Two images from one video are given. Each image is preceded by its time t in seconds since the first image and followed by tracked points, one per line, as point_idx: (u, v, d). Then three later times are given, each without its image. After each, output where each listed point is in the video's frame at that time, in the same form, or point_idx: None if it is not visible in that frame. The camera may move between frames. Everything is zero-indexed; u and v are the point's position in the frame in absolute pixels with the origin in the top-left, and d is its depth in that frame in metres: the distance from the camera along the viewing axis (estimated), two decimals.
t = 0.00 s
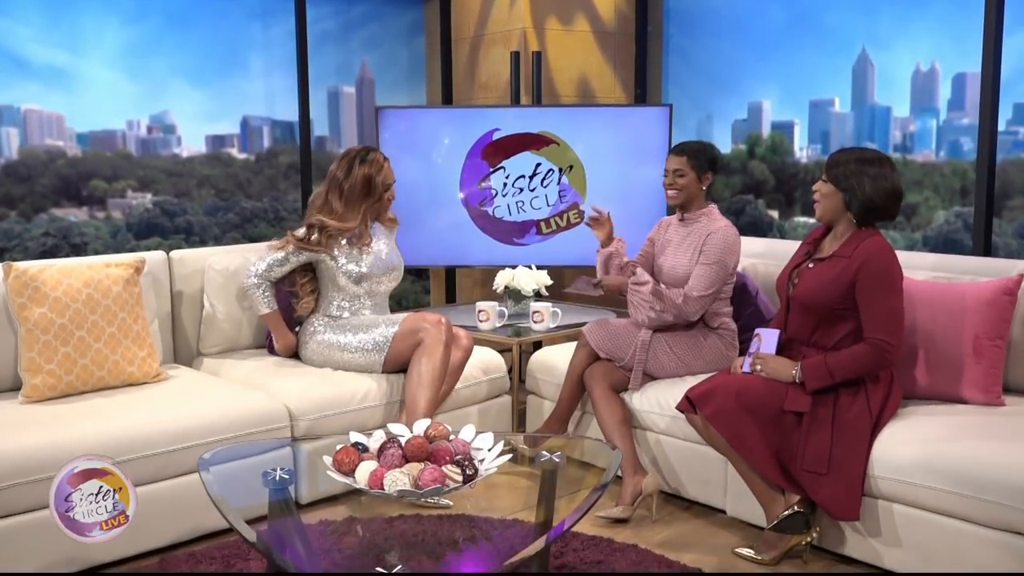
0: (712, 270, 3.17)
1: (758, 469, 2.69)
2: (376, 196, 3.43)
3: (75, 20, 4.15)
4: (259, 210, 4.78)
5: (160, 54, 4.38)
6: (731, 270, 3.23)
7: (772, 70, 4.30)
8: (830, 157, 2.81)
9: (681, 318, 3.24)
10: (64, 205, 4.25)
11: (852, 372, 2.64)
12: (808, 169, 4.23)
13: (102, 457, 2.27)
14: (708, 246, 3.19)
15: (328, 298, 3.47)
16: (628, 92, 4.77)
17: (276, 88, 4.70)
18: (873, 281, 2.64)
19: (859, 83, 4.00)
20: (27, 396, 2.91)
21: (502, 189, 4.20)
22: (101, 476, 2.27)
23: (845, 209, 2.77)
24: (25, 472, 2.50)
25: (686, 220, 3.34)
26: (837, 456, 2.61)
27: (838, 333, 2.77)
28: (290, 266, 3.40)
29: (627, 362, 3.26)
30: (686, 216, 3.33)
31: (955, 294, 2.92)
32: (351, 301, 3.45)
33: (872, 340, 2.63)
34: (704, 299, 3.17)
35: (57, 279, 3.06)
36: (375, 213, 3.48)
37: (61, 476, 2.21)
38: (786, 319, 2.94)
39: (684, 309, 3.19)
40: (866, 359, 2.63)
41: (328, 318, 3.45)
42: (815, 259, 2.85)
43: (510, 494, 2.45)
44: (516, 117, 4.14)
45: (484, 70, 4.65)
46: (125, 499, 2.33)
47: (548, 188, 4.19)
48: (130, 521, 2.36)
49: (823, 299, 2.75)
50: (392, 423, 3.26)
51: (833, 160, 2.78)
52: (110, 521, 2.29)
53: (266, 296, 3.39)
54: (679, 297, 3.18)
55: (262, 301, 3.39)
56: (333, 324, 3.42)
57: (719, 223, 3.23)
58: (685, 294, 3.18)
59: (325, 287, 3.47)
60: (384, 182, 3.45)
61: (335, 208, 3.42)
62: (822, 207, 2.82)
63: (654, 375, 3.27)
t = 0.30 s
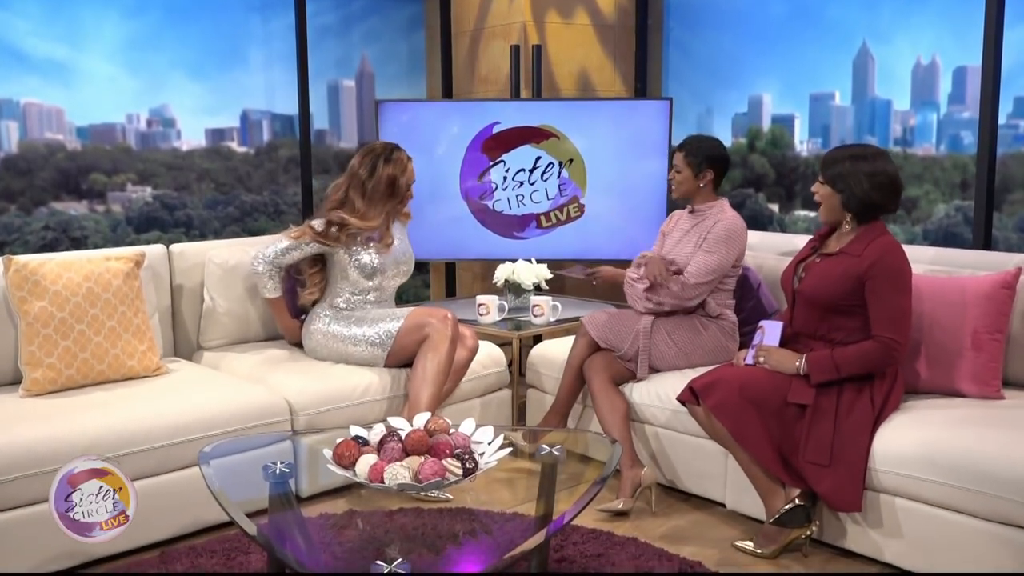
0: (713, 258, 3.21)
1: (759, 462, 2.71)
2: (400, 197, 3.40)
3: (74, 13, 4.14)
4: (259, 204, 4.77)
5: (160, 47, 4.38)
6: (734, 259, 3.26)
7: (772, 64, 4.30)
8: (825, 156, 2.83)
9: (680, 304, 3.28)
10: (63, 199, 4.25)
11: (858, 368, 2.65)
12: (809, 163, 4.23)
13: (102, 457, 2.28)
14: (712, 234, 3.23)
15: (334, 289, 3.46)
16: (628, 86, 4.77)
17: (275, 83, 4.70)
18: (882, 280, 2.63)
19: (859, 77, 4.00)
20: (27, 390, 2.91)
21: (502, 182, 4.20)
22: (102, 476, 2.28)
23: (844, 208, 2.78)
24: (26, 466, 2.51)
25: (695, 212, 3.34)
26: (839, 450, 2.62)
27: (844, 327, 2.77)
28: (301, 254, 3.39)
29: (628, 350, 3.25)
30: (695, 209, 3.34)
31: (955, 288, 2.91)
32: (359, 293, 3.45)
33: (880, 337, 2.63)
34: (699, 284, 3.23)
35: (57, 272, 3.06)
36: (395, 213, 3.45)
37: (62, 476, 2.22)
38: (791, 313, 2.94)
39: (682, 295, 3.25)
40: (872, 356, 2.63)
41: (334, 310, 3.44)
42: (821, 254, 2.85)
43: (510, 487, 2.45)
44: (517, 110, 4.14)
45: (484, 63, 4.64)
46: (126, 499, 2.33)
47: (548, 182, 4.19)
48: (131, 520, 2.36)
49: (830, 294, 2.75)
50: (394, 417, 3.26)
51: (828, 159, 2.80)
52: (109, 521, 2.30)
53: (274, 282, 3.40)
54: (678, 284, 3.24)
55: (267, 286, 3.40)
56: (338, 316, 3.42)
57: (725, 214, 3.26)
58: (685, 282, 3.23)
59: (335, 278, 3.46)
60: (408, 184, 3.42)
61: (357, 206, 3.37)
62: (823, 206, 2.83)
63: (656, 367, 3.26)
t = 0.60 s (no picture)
0: (721, 260, 3.19)
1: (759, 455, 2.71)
2: (406, 194, 3.40)
3: (73, 7, 4.13)
4: (259, 198, 4.77)
5: (159, 42, 4.37)
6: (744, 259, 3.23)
7: (773, 59, 4.29)
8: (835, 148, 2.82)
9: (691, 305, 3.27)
10: (63, 194, 4.24)
11: (857, 361, 2.66)
12: (810, 158, 4.23)
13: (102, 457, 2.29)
14: (719, 237, 3.21)
15: (338, 282, 3.47)
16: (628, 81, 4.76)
17: (275, 77, 4.69)
18: (882, 273, 2.63)
19: (859, 72, 4.00)
20: (27, 385, 2.91)
21: (502, 177, 4.19)
22: (101, 477, 2.29)
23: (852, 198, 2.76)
24: (27, 461, 2.51)
25: (700, 212, 3.32)
26: (838, 443, 2.62)
27: (841, 319, 2.77)
28: (306, 249, 3.39)
29: (628, 341, 3.24)
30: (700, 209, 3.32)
31: (956, 283, 2.91)
32: (364, 285, 3.45)
33: (880, 330, 2.64)
34: (707, 287, 3.19)
35: (57, 267, 3.06)
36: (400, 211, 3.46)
37: (62, 476, 2.22)
38: (788, 307, 2.95)
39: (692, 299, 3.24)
40: (872, 349, 2.64)
41: (340, 302, 3.44)
42: (819, 247, 2.85)
43: (510, 482, 2.45)
44: (517, 105, 4.13)
45: (484, 58, 4.63)
46: (126, 499, 2.33)
47: (548, 177, 4.18)
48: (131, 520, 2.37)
49: (829, 288, 2.75)
50: (395, 412, 3.27)
51: (840, 149, 2.79)
52: (110, 521, 2.30)
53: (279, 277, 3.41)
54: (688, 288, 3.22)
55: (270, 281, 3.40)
56: (344, 309, 3.41)
57: (731, 213, 3.24)
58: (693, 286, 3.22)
59: (341, 271, 3.46)
60: (413, 181, 3.42)
61: (362, 204, 3.38)
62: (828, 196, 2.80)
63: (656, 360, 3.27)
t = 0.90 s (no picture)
0: (716, 262, 3.18)
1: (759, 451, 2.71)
2: (389, 180, 3.41)
3: (73, 2, 4.13)
4: (258, 194, 4.78)
5: (159, 37, 4.37)
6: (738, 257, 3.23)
7: (773, 54, 4.29)
8: (837, 140, 2.77)
9: (689, 309, 3.25)
10: (62, 189, 4.23)
11: (856, 354, 2.66)
12: (810, 154, 4.23)
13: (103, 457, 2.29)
14: (712, 237, 3.19)
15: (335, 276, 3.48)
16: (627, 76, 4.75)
17: (274, 73, 4.69)
18: (879, 266, 2.64)
19: (859, 67, 3.99)
20: (26, 380, 2.91)
21: (501, 172, 4.19)
22: (102, 476, 2.29)
23: (862, 193, 2.74)
24: (26, 457, 2.51)
25: (692, 210, 3.33)
26: (838, 437, 2.62)
27: (838, 313, 2.77)
28: (300, 242, 3.41)
29: (627, 345, 3.24)
30: (692, 207, 3.33)
31: (955, 278, 2.91)
32: (359, 277, 3.45)
33: (879, 323, 2.64)
34: (705, 288, 3.19)
35: (57, 263, 3.06)
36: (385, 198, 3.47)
37: (62, 476, 2.21)
38: (785, 303, 2.94)
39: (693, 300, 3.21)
40: (870, 342, 2.64)
41: (339, 294, 3.45)
42: (814, 243, 2.85)
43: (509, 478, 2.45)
44: (516, 100, 4.13)
45: (483, 53, 4.63)
46: (126, 499, 2.33)
47: (547, 172, 4.18)
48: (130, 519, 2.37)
49: (825, 283, 2.75)
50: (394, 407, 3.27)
51: (846, 142, 2.74)
52: (109, 521, 2.30)
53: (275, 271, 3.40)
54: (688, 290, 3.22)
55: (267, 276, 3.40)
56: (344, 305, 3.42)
57: (722, 210, 3.23)
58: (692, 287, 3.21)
59: (336, 263, 3.47)
60: (395, 167, 3.42)
61: (348, 194, 3.39)
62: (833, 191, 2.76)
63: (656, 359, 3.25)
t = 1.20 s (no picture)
0: (716, 262, 3.20)
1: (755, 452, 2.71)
2: (353, 167, 3.43)
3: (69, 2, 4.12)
4: (253, 194, 4.78)
5: (154, 37, 4.36)
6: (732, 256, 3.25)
7: (769, 53, 4.29)
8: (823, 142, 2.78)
9: (685, 311, 3.25)
10: (57, 189, 4.22)
11: (851, 354, 2.66)
12: (805, 154, 4.22)
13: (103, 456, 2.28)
14: (710, 238, 3.19)
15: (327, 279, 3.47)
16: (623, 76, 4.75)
17: (270, 73, 4.69)
18: (871, 267, 2.64)
19: (855, 67, 4.00)
20: (21, 380, 2.91)
21: (497, 172, 4.19)
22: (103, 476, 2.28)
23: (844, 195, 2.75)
24: (22, 458, 2.50)
25: (681, 211, 3.31)
26: (834, 437, 2.62)
27: (832, 314, 2.77)
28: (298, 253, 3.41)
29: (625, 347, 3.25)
30: (681, 209, 3.31)
31: (950, 278, 2.92)
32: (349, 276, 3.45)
33: (873, 323, 2.64)
34: (702, 288, 3.20)
35: (52, 263, 3.05)
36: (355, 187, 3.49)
37: (63, 476, 2.21)
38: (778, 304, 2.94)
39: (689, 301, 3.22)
40: (863, 342, 2.64)
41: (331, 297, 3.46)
42: (806, 245, 2.85)
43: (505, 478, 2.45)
44: (512, 100, 4.12)
45: (479, 53, 4.63)
46: (126, 499, 2.33)
47: (543, 172, 4.18)
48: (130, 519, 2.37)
49: (818, 284, 2.75)
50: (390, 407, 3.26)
51: (829, 145, 2.75)
52: (109, 521, 2.30)
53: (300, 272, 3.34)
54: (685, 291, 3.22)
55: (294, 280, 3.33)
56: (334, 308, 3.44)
57: (715, 212, 3.23)
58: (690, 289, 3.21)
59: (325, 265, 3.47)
60: (360, 155, 3.44)
61: (317, 184, 3.43)
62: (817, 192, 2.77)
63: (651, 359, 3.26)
